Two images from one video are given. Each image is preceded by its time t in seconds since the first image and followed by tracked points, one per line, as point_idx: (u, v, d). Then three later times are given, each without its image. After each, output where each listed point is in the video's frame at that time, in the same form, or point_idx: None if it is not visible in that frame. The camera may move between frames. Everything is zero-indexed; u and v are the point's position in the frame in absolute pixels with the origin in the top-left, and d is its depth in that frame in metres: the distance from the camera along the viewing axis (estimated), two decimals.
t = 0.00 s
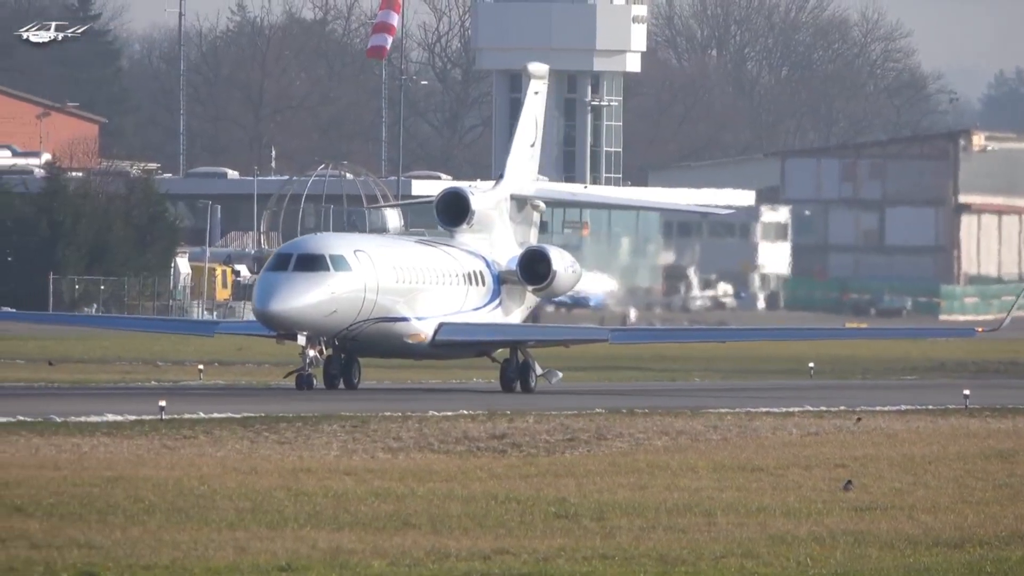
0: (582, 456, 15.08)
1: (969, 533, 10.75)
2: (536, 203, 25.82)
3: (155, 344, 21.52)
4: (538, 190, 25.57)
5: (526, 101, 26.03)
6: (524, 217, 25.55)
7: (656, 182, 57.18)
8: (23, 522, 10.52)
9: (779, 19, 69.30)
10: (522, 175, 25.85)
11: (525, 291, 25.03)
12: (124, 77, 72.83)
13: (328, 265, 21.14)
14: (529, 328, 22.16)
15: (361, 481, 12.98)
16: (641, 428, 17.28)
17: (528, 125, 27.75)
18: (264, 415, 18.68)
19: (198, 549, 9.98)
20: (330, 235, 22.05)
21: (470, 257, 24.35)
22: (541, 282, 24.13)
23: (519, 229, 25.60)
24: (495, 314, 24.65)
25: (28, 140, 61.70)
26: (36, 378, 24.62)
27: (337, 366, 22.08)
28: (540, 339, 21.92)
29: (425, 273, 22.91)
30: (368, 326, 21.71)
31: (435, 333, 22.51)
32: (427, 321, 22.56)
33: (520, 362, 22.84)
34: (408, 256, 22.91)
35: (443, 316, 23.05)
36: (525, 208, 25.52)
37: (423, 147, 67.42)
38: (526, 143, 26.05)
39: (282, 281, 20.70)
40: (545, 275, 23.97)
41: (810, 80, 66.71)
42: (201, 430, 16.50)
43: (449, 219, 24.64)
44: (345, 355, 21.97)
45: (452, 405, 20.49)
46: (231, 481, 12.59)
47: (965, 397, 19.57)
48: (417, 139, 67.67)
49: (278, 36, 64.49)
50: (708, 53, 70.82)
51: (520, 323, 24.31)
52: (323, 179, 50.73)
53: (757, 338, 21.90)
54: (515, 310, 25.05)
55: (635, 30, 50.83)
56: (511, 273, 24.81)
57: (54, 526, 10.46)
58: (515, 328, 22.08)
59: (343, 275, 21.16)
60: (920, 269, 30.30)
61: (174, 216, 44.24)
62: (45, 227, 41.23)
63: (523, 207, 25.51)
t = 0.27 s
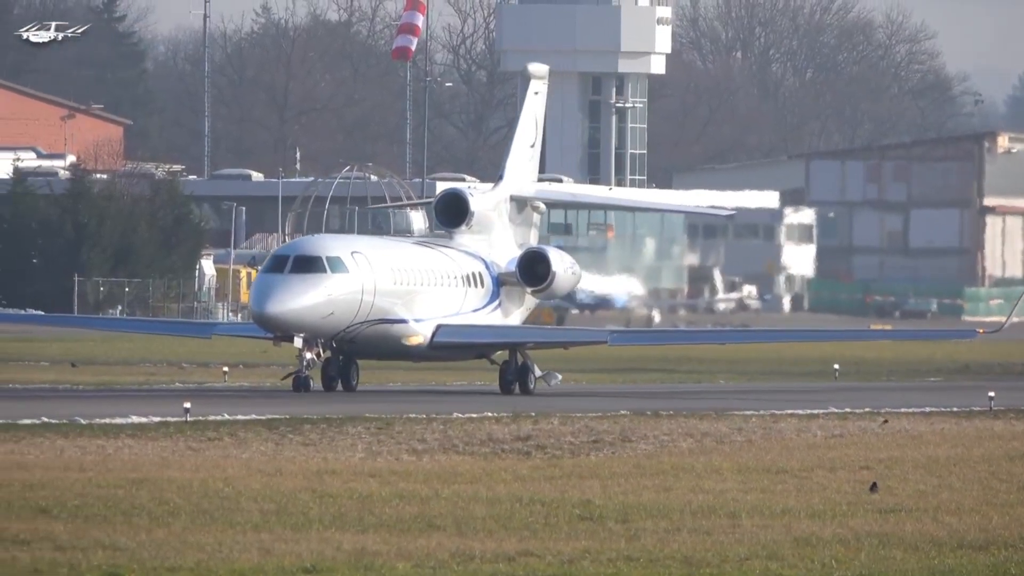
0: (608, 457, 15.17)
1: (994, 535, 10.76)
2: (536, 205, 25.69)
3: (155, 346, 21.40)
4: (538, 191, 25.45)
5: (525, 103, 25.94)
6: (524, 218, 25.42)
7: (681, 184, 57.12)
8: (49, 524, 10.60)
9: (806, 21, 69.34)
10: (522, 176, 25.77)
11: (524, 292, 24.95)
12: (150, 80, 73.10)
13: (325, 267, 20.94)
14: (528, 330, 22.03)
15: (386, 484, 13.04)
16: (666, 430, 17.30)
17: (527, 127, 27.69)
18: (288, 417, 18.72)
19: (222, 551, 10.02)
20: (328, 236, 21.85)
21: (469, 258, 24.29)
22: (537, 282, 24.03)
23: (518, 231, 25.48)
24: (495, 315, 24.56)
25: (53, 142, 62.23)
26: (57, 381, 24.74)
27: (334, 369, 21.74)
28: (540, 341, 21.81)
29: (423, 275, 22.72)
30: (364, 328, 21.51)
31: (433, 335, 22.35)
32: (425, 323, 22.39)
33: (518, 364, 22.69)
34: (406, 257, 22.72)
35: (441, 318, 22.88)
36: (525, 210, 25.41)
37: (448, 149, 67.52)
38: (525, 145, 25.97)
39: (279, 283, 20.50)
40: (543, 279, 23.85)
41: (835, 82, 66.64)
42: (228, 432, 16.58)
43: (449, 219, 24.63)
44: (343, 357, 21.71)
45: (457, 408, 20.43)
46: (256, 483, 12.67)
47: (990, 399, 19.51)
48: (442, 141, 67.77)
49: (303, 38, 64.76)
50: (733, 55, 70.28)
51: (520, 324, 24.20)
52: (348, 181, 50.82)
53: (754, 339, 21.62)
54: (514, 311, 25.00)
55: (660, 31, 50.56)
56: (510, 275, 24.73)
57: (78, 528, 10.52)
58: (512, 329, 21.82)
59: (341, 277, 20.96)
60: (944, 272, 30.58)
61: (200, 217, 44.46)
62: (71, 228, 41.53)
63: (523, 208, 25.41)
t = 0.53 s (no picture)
0: (640, 460, 15.21)
1: (1023, 538, 10.78)
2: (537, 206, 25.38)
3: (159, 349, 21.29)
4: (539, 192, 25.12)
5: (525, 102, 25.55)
6: (524, 220, 25.11)
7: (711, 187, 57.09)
8: (79, 526, 10.70)
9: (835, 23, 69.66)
10: (522, 177, 25.55)
11: (525, 295, 24.82)
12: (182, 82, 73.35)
13: (323, 270, 20.86)
14: (529, 333, 21.94)
15: (416, 486, 13.13)
16: (695, 432, 17.35)
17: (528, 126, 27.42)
18: (320, 419, 18.87)
19: (253, 553, 10.12)
20: (326, 238, 21.75)
21: (469, 260, 24.07)
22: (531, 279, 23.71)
23: (519, 232, 25.19)
24: (495, 317, 24.36)
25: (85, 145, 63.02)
26: (83, 383, 24.85)
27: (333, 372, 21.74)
28: (541, 343, 21.73)
29: (422, 277, 22.60)
30: (361, 331, 21.42)
31: (433, 337, 22.25)
32: (424, 325, 22.26)
33: (518, 366, 22.65)
34: (406, 259, 22.61)
35: (441, 320, 22.75)
36: (525, 211, 25.07)
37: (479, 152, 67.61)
38: (527, 145, 25.68)
39: (276, 286, 20.43)
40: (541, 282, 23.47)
41: (866, 85, 66.52)
42: (259, 435, 16.70)
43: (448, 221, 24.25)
44: (342, 360, 21.66)
45: (465, 412, 20.38)
46: (286, 485, 12.80)
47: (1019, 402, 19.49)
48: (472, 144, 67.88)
49: (334, 40, 64.95)
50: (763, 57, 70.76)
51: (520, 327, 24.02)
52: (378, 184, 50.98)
53: (760, 340, 21.60)
54: (514, 314, 24.81)
55: (691, 34, 50.36)
56: (510, 277, 24.52)
57: (109, 530, 10.63)
58: (511, 334, 21.85)
59: (339, 280, 20.88)
60: (975, 275, 30.94)
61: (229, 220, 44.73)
62: (101, 229, 41.84)
63: (523, 210, 25.07)
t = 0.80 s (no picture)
0: (671, 463, 15.23)
1: None
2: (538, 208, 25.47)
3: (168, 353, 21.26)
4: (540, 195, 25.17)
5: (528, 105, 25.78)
6: (526, 222, 25.22)
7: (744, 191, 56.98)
8: (112, 529, 10.78)
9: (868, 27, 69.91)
10: (524, 180, 25.52)
11: (527, 298, 24.74)
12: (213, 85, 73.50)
13: (322, 273, 20.79)
14: (528, 337, 21.87)
15: (448, 489, 13.19)
16: (727, 436, 17.34)
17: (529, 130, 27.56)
18: (354, 423, 18.94)
19: (286, 557, 10.19)
20: (326, 241, 21.68)
21: (471, 263, 24.02)
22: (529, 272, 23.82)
23: (520, 235, 25.28)
24: (497, 321, 24.31)
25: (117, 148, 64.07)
26: (109, 386, 24.94)
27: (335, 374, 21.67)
28: (540, 346, 21.62)
29: (422, 279, 22.53)
30: (361, 334, 21.33)
31: (434, 340, 22.18)
32: (424, 328, 22.18)
33: (520, 370, 22.75)
34: (406, 262, 22.54)
35: (441, 323, 22.67)
36: (527, 214, 25.19)
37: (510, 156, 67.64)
38: (529, 148, 25.74)
39: (275, 290, 20.36)
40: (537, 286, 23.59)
41: (899, 88, 66.28)
42: (290, 438, 16.81)
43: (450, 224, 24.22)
44: (343, 363, 21.63)
45: (477, 416, 20.40)
46: (319, 489, 12.88)
47: None
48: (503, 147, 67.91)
49: (366, 44, 65.14)
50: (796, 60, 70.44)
51: (521, 330, 23.94)
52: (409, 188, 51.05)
53: (774, 343, 21.42)
54: (516, 317, 24.72)
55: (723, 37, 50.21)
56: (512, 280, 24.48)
57: (140, 533, 10.70)
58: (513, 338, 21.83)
59: (338, 283, 20.81)
60: (1003, 279, 31.47)
61: (261, 223, 44.54)
62: (134, 232, 41.90)
63: (525, 213, 25.19)
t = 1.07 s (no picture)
0: (702, 467, 15.19)
1: None
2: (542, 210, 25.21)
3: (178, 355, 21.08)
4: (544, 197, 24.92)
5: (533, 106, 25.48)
6: (529, 224, 24.96)
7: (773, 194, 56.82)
8: (141, 533, 10.81)
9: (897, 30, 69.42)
10: (527, 182, 25.29)
11: (530, 301, 24.48)
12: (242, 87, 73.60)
13: (323, 275, 20.52)
14: (534, 339, 21.36)
15: (478, 493, 13.19)
16: (758, 440, 17.28)
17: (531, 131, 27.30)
18: (383, 427, 18.92)
19: (315, 561, 10.20)
20: (327, 243, 21.40)
21: (472, 265, 23.78)
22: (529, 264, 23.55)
23: (523, 237, 24.99)
24: (499, 323, 24.05)
25: (145, 151, 64.12)
26: (137, 389, 24.95)
27: (336, 378, 21.61)
28: (543, 350, 21.26)
29: (425, 282, 22.23)
30: (363, 336, 21.01)
31: (435, 343, 21.84)
32: (427, 331, 21.87)
33: (523, 373, 22.57)
34: (409, 264, 22.26)
35: (444, 326, 22.37)
36: (531, 216, 24.91)
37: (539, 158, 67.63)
38: (533, 150, 25.50)
39: (275, 292, 20.08)
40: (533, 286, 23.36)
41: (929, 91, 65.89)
42: (321, 441, 16.86)
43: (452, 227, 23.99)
44: (345, 366, 21.66)
45: (489, 420, 20.29)
46: (348, 492, 12.88)
47: None
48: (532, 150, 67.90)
49: (396, 46, 65.18)
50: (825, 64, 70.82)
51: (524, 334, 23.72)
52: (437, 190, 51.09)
53: (767, 348, 21.40)
54: (518, 320, 24.45)
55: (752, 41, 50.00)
56: (515, 283, 24.24)
57: (169, 536, 10.74)
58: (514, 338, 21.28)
59: (339, 285, 20.52)
60: None
61: (291, 225, 44.39)
62: (163, 236, 41.93)
63: (529, 215, 24.91)
